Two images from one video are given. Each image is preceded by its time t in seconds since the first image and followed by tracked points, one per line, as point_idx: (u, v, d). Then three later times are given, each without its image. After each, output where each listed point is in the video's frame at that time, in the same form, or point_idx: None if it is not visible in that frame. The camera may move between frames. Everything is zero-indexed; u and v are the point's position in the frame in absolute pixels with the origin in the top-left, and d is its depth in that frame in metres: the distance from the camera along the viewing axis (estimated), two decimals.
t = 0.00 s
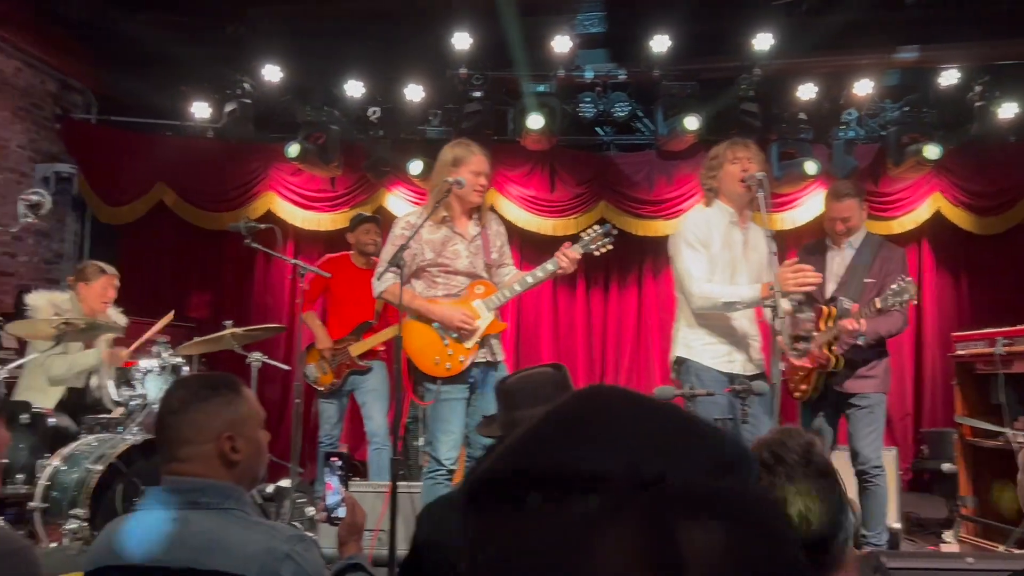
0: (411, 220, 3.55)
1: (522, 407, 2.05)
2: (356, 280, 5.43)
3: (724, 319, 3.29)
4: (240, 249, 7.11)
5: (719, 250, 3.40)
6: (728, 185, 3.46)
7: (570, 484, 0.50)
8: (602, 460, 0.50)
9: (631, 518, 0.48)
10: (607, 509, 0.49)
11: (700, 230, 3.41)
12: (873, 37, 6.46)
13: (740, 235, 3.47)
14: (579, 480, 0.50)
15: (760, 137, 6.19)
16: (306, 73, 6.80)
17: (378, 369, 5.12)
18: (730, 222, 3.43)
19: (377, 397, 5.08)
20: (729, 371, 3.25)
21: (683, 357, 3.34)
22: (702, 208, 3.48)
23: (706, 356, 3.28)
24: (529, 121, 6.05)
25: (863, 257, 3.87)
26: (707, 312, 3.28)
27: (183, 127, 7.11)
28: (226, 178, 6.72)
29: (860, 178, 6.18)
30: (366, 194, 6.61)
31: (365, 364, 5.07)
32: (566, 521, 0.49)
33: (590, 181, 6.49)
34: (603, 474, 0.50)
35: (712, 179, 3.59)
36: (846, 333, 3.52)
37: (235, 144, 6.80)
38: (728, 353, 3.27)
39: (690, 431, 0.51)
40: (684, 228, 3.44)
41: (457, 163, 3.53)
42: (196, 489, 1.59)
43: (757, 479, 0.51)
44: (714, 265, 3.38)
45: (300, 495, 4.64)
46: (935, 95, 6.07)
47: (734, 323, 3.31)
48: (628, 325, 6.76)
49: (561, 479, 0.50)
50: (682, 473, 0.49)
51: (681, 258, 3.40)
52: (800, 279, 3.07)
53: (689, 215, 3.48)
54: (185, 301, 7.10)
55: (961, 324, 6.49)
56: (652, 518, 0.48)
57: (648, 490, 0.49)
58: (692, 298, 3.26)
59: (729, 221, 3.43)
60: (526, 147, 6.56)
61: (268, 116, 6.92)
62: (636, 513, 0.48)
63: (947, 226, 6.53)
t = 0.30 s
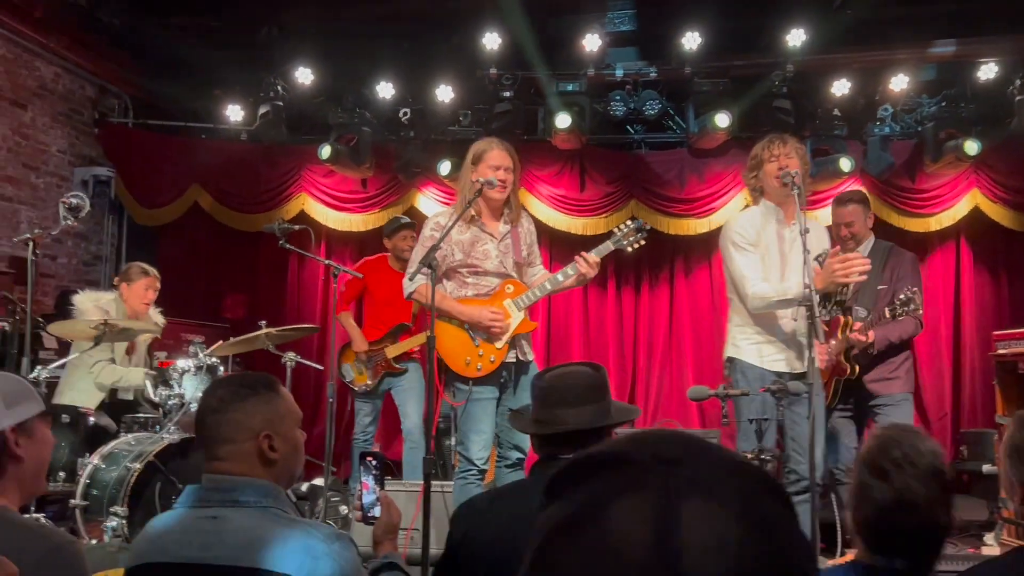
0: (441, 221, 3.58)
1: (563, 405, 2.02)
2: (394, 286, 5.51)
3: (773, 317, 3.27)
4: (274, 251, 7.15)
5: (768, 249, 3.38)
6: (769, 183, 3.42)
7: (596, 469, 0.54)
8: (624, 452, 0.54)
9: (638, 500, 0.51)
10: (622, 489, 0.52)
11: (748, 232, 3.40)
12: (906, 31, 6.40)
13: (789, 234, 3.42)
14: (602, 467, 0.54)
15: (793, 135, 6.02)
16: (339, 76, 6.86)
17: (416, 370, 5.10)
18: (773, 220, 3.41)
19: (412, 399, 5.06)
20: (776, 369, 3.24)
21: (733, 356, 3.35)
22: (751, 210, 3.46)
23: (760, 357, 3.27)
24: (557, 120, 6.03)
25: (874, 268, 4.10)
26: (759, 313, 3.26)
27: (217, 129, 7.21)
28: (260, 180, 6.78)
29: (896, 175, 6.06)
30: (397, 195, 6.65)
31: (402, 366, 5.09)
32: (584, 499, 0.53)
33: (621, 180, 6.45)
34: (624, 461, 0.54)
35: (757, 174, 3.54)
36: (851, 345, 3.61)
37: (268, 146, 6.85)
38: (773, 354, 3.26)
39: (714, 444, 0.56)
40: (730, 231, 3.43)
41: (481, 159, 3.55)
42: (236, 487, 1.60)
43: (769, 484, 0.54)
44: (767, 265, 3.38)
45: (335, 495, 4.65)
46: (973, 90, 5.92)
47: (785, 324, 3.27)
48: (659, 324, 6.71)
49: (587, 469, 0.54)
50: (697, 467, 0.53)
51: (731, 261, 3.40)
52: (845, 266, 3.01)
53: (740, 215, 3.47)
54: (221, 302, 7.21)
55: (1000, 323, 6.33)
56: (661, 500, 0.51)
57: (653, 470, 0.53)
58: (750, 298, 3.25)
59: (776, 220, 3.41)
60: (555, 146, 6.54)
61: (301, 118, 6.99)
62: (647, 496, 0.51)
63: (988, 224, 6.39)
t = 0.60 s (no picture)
0: (462, 220, 3.57)
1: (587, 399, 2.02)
2: (415, 285, 5.52)
3: (797, 320, 3.25)
4: (298, 251, 7.22)
5: (792, 251, 3.35)
6: (795, 183, 3.37)
7: (594, 451, 0.55)
8: (610, 436, 0.55)
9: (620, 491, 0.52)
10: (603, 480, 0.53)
11: (774, 234, 3.38)
12: (931, 25, 6.33)
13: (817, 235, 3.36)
14: (595, 449, 0.55)
15: (817, 131, 5.99)
16: (360, 76, 6.88)
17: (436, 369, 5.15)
18: (800, 221, 3.37)
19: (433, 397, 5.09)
20: (809, 367, 3.22)
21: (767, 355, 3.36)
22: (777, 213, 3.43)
23: (785, 355, 3.27)
24: (576, 118, 6.01)
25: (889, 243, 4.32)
26: (781, 319, 3.26)
27: (241, 131, 7.26)
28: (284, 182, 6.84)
29: (922, 170, 5.98)
30: (419, 195, 6.66)
31: (423, 366, 5.12)
32: (572, 484, 0.55)
33: (643, 177, 6.43)
34: (613, 445, 0.54)
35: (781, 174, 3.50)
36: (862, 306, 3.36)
37: (293, 148, 6.93)
38: (808, 351, 3.23)
39: (734, 407, 0.55)
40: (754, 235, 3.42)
41: (501, 155, 3.55)
42: (265, 484, 1.61)
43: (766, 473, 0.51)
44: (792, 268, 3.35)
45: (360, 493, 4.67)
46: (1003, 83, 5.82)
47: (817, 320, 3.23)
48: (683, 322, 6.68)
49: (586, 447, 0.56)
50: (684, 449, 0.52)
51: (756, 268, 3.40)
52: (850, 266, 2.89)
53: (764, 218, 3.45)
54: (246, 302, 7.26)
55: None
56: (643, 488, 0.51)
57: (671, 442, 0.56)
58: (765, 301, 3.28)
59: (805, 224, 3.37)
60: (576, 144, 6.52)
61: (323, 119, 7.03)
62: (629, 486, 0.51)
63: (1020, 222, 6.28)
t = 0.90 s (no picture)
0: (477, 219, 3.59)
1: (600, 399, 2.01)
2: (428, 282, 5.53)
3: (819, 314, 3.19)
4: (315, 252, 7.27)
5: (817, 246, 3.31)
6: (813, 179, 3.35)
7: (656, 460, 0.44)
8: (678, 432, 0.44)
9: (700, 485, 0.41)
10: (676, 480, 0.42)
11: (795, 231, 3.34)
12: (948, 19, 6.28)
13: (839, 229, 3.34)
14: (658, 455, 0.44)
15: (835, 127, 5.97)
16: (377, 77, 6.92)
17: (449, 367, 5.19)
18: (817, 217, 3.34)
19: (447, 393, 5.11)
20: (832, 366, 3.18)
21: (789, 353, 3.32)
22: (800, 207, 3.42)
23: (810, 353, 3.23)
24: (591, 117, 6.02)
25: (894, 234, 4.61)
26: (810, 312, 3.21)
27: (258, 133, 7.30)
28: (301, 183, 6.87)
29: (942, 166, 5.93)
30: (436, 195, 6.68)
31: (436, 362, 5.13)
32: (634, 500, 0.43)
33: (660, 176, 6.41)
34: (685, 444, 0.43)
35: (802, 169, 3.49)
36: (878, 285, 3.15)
37: (308, 149, 6.93)
38: (830, 347, 3.20)
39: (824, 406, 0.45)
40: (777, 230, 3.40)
41: (515, 154, 3.56)
42: (285, 483, 1.63)
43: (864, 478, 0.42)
44: (811, 265, 3.30)
45: (378, 492, 4.68)
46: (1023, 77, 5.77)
47: (834, 317, 3.19)
48: (700, 320, 6.65)
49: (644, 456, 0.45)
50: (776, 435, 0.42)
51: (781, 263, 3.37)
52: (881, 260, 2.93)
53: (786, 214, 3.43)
54: (265, 303, 7.30)
55: None
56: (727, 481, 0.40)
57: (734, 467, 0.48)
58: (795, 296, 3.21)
59: (828, 218, 3.34)
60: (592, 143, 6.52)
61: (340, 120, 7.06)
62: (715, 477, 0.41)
63: None
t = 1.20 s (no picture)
0: (487, 218, 3.59)
1: (605, 394, 2.00)
2: (438, 282, 5.58)
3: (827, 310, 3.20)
4: (327, 253, 7.30)
5: (824, 241, 3.30)
6: (826, 175, 3.32)
7: (667, 454, 0.48)
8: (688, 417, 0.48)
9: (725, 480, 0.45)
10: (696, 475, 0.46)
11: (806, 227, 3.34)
12: (961, 15, 6.22)
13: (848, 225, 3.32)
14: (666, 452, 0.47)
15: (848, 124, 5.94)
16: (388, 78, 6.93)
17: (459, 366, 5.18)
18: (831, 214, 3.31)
19: (456, 392, 5.10)
20: (841, 362, 3.16)
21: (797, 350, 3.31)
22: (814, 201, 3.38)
23: (816, 348, 3.22)
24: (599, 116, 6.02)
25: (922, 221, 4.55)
26: (810, 307, 3.22)
27: (270, 134, 7.34)
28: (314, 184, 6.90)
29: (956, 163, 5.87)
30: (447, 195, 6.69)
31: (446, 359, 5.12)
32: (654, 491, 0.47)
33: (671, 175, 6.40)
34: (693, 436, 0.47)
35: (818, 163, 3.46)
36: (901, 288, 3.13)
37: (321, 151, 6.97)
38: (839, 343, 3.19)
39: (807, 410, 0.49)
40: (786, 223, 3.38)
41: (525, 154, 3.55)
42: (291, 482, 1.64)
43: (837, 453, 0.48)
44: (820, 262, 3.30)
45: (390, 492, 4.69)
46: None
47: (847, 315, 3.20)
48: (713, 319, 6.63)
49: (651, 451, 0.48)
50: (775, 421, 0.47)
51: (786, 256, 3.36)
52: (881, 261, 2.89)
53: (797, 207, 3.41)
54: (277, 304, 7.33)
55: None
56: (749, 477, 0.45)
57: (749, 453, 0.46)
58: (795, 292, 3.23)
59: (840, 213, 3.32)
60: (603, 143, 6.51)
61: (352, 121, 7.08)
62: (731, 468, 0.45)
63: None
